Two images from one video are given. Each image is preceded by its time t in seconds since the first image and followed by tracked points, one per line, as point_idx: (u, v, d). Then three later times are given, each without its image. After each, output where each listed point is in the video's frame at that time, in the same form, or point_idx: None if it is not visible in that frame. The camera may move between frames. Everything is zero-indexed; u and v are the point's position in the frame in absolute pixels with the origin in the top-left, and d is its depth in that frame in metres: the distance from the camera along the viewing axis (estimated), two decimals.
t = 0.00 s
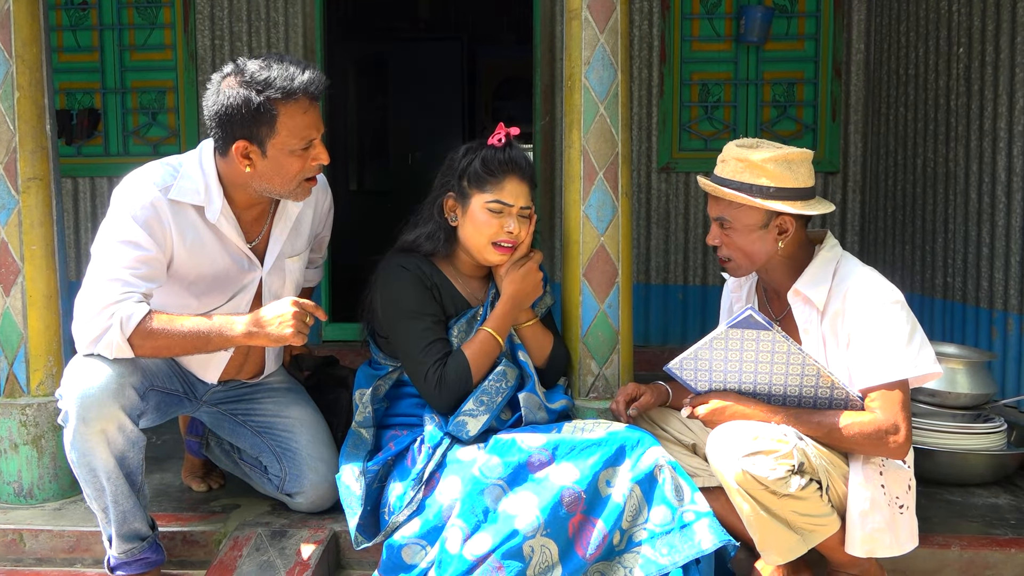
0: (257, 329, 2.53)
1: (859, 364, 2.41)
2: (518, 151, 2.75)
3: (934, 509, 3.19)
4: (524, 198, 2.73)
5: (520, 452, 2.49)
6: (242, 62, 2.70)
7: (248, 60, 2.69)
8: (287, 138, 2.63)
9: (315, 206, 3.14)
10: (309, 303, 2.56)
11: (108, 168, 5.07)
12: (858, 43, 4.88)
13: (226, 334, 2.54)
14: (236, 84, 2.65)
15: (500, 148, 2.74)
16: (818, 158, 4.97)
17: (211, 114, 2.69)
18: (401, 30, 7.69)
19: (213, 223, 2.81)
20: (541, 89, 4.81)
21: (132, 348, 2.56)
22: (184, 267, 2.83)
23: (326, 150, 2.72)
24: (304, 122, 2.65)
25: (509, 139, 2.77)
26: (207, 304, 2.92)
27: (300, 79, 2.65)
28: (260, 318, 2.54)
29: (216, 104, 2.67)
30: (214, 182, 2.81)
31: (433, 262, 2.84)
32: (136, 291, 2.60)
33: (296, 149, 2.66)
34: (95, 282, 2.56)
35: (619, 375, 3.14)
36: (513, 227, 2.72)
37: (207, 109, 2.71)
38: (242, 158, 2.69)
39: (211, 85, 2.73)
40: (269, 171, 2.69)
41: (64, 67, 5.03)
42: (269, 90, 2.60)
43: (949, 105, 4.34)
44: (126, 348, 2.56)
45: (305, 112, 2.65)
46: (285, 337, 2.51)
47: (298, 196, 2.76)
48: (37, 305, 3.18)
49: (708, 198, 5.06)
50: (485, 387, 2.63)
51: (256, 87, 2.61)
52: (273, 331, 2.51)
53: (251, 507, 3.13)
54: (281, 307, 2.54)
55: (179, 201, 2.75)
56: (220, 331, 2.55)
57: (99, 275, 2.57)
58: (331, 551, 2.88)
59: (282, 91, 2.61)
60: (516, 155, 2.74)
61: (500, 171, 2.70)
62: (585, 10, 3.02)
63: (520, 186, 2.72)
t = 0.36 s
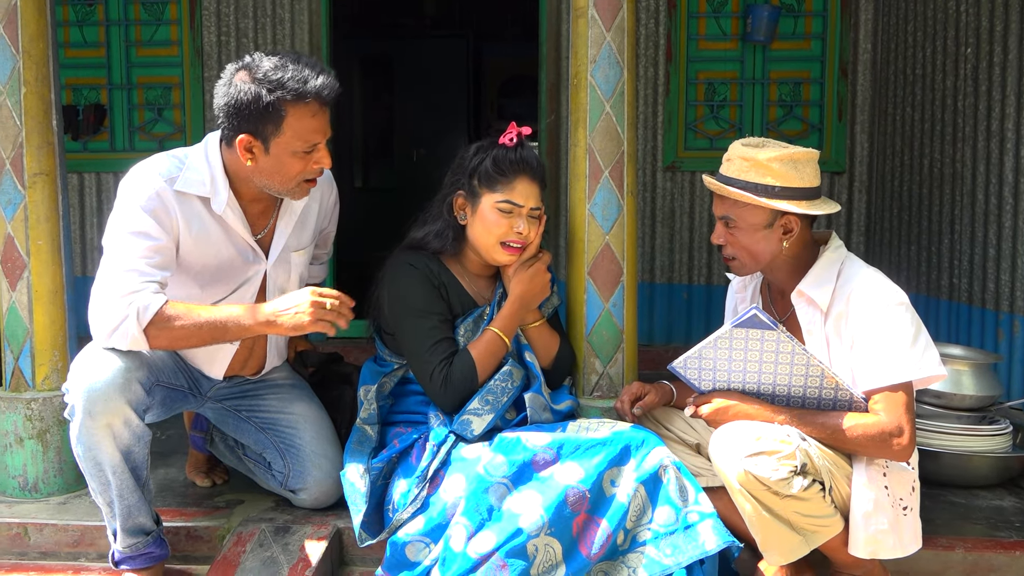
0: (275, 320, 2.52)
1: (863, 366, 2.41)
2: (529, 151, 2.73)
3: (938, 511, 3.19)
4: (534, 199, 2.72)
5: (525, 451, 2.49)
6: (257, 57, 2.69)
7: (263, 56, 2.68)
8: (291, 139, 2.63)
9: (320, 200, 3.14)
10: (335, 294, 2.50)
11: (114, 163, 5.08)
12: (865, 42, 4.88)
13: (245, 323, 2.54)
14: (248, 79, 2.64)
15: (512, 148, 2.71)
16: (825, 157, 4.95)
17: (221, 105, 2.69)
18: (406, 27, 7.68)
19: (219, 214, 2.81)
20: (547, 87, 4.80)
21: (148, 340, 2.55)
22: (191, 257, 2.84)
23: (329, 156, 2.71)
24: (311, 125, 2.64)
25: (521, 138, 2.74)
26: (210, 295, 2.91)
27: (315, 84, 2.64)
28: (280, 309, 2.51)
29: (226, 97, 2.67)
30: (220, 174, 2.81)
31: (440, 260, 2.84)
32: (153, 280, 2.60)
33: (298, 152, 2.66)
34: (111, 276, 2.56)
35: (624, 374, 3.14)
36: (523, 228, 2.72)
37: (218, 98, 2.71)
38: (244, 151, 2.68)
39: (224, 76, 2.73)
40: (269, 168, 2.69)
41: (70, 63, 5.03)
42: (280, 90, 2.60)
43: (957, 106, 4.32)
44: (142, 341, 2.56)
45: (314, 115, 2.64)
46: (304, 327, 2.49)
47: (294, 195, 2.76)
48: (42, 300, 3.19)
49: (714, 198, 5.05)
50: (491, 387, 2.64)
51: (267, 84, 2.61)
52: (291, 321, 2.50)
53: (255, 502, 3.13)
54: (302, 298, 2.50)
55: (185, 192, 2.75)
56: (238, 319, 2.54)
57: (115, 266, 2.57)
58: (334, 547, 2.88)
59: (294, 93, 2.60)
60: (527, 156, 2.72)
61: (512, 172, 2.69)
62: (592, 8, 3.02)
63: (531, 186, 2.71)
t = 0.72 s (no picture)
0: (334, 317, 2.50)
1: (867, 359, 2.40)
2: (540, 148, 2.73)
3: (943, 503, 3.18)
4: (544, 195, 2.71)
5: (531, 445, 2.50)
6: (250, 55, 2.68)
7: (257, 53, 2.67)
8: (289, 135, 2.62)
9: (323, 193, 3.14)
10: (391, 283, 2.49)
11: (119, 159, 5.09)
12: (870, 35, 4.84)
13: (284, 327, 2.56)
14: (241, 77, 2.64)
15: (523, 143, 2.72)
16: (830, 150, 4.94)
17: (216, 105, 2.70)
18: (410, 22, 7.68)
19: (228, 215, 2.81)
20: (551, 81, 4.78)
21: (218, 348, 2.60)
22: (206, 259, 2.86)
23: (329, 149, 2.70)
24: (307, 119, 2.63)
25: (532, 134, 2.75)
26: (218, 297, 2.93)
27: (307, 76, 2.63)
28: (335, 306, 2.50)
29: (220, 95, 2.68)
30: (226, 175, 2.80)
31: (444, 254, 2.83)
32: (199, 288, 2.65)
33: (298, 147, 2.65)
34: (159, 296, 2.60)
35: (628, 367, 3.14)
36: (532, 225, 2.71)
37: (213, 97, 2.71)
38: (244, 150, 2.69)
39: (219, 75, 2.72)
40: (270, 166, 2.69)
41: (74, 58, 5.04)
42: (274, 86, 2.59)
43: (962, 98, 4.31)
44: (213, 350, 2.59)
45: (309, 108, 2.63)
46: (362, 321, 2.48)
47: (295, 192, 2.75)
48: (48, 295, 3.20)
49: (718, 191, 5.04)
50: (496, 382, 2.64)
51: (260, 81, 2.60)
52: (348, 317, 2.49)
53: (260, 496, 3.14)
54: (353, 292, 2.50)
55: (193, 196, 2.76)
56: (276, 323, 2.57)
57: (159, 286, 2.61)
58: (340, 541, 2.89)
59: (286, 88, 2.60)
60: (537, 153, 2.71)
61: (521, 168, 2.68)
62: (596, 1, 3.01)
63: (541, 183, 2.71)
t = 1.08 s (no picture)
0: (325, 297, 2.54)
1: (864, 354, 2.40)
2: (540, 147, 2.72)
3: (940, 498, 3.19)
4: (544, 195, 2.71)
5: (530, 444, 2.49)
6: (240, 58, 2.68)
7: (247, 56, 2.66)
8: (285, 137, 2.62)
9: (320, 193, 3.13)
10: (373, 253, 2.51)
11: (113, 159, 5.07)
12: (865, 32, 4.86)
13: (275, 318, 2.58)
14: (233, 82, 2.64)
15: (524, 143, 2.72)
16: (825, 147, 4.95)
17: (210, 112, 2.69)
18: (405, 20, 7.67)
19: (224, 217, 2.80)
20: (546, 79, 4.77)
21: (216, 348, 2.61)
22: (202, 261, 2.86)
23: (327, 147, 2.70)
24: (302, 120, 2.62)
25: (532, 133, 2.74)
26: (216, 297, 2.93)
27: (298, 76, 2.61)
28: (323, 285, 2.55)
29: (213, 101, 2.67)
30: (221, 177, 2.79)
31: (441, 253, 2.83)
32: (196, 290, 2.64)
33: (295, 147, 2.64)
34: (155, 298, 2.59)
35: (625, 364, 3.14)
36: (532, 224, 2.71)
37: (206, 103, 2.70)
38: (242, 155, 2.69)
39: (209, 82, 2.72)
40: (269, 168, 2.69)
41: (69, 58, 5.02)
42: (265, 89, 2.59)
43: (957, 94, 4.31)
44: (210, 348, 2.60)
45: (303, 109, 2.62)
46: (354, 297, 2.53)
47: (300, 191, 2.75)
48: (43, 295, 3.19)
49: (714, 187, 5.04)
50: (495, 382, 2.64)
51: (252, 85, 2.60)
52: (338, 297, 2.52)
53: (258, 496, 3.14)
54: (339, 271, 2.54)
55: (190, 198, 2.75)
56: (267, 316, 2.58)
57: (156, 288, 2.60)
58: (338, 540, 2.89)
59: (279, 90, 2.58)
60: (538, 151, 2.71)
61: (521, 167, 2.68)
62: None
63: (541, 183, 2.70)
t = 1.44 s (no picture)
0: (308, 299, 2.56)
1: (854, 354, 2.40)
2: (533, 149, 2.72)
3: (931, 498, 3.20)
4: (536, 196, 2.71)
5: (523, 445, 2.49)
6: (223, 59, 2.66)
7: (230, 56, 2.64)
8: (273, 136, 2.61)
9: (310, 194, 3.12)
10: (356, 255, 2.55)
11: (105, 159, 5.05)
12: (858, 32, 4.84)
13: (264, 321, 2.57)
14: (217, 83, 2.62)
15: (515, 143, 2.71)
16: (817, 147, 4.96)
17: (195, 113, 2.67)
18: (398, 20, 7.66)
19: (212, 221, 2.80)
20: (539, 79, 4.77)
21: (197, 352, 2.59)
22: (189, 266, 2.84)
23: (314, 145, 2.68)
24: (289, 119, 2.61)
25: (524, 133, 2.74)
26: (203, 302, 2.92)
27: (283, 75, 2.60)
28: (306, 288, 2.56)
29: (198, 104, 2.66)
30: (209, 180, 2.79)
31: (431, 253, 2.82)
32: (180, 296, 2.63)
33: (283, 147, 2.64)
34: (139, 303, 2.57)
35: (617, 365, 3.14)
36: (524, 226, 2.71)
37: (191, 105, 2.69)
38: (229, 157, 2.68)
39: (193, 83, 2.70)
40: (257, 169, 2.68)
41: (59, 58, 5.00)
42: (252, 90, 2.57)
43: (948, 94, 4.32)
44: (192, 354, 2.59)
45: (290, 108, 2.61)
46: (337, 298, 2.55)
47: (286, 191, 2.74)
48: (33, 296, 3.17)
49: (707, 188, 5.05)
50: (487, 383, 2.63)
51: (238, 86, 2.58)
52: (321, 298, 2.54)
53: (249, 497, 3.13)
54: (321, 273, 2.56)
55: (176, 203, 2.73)
56: (257, 317, 2.58)
57: (140, 294, 2.58)
58: (329, 541, 2.88)
59: (265, 90, 2.57)
60: (530, 151, 2.71)
61: (513, 168, 2.67)
62: None
63: (534, 183, 2.70)
